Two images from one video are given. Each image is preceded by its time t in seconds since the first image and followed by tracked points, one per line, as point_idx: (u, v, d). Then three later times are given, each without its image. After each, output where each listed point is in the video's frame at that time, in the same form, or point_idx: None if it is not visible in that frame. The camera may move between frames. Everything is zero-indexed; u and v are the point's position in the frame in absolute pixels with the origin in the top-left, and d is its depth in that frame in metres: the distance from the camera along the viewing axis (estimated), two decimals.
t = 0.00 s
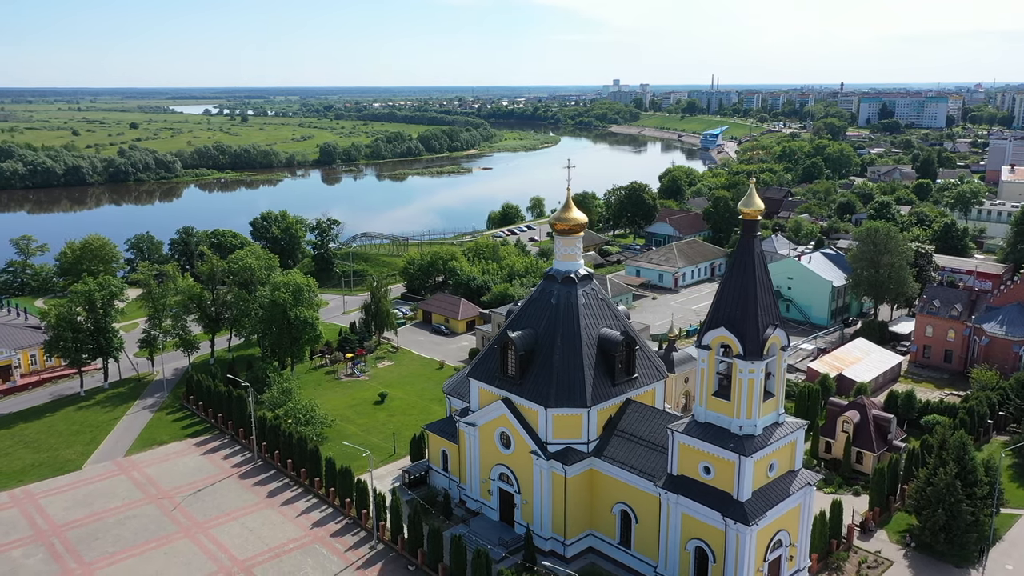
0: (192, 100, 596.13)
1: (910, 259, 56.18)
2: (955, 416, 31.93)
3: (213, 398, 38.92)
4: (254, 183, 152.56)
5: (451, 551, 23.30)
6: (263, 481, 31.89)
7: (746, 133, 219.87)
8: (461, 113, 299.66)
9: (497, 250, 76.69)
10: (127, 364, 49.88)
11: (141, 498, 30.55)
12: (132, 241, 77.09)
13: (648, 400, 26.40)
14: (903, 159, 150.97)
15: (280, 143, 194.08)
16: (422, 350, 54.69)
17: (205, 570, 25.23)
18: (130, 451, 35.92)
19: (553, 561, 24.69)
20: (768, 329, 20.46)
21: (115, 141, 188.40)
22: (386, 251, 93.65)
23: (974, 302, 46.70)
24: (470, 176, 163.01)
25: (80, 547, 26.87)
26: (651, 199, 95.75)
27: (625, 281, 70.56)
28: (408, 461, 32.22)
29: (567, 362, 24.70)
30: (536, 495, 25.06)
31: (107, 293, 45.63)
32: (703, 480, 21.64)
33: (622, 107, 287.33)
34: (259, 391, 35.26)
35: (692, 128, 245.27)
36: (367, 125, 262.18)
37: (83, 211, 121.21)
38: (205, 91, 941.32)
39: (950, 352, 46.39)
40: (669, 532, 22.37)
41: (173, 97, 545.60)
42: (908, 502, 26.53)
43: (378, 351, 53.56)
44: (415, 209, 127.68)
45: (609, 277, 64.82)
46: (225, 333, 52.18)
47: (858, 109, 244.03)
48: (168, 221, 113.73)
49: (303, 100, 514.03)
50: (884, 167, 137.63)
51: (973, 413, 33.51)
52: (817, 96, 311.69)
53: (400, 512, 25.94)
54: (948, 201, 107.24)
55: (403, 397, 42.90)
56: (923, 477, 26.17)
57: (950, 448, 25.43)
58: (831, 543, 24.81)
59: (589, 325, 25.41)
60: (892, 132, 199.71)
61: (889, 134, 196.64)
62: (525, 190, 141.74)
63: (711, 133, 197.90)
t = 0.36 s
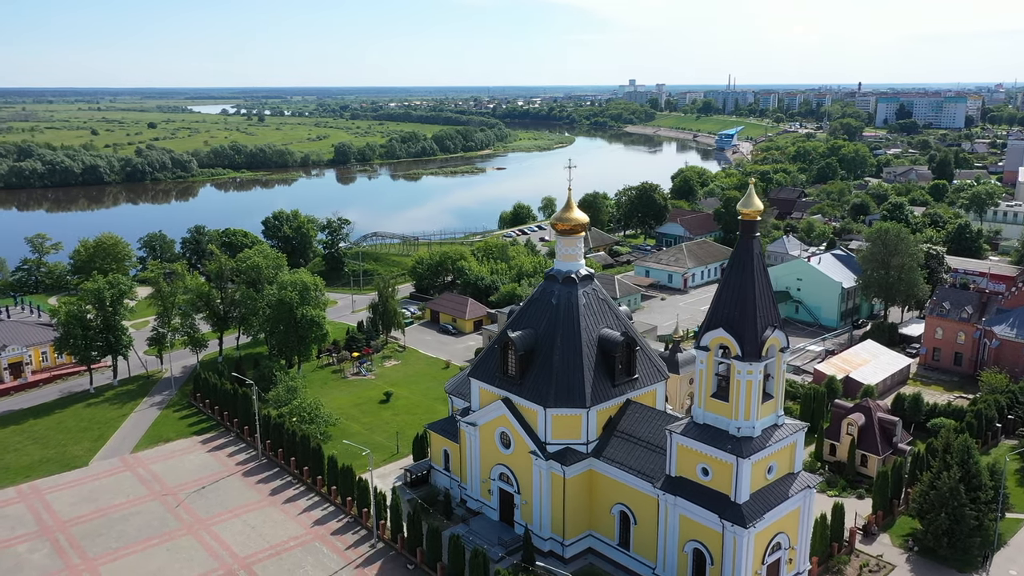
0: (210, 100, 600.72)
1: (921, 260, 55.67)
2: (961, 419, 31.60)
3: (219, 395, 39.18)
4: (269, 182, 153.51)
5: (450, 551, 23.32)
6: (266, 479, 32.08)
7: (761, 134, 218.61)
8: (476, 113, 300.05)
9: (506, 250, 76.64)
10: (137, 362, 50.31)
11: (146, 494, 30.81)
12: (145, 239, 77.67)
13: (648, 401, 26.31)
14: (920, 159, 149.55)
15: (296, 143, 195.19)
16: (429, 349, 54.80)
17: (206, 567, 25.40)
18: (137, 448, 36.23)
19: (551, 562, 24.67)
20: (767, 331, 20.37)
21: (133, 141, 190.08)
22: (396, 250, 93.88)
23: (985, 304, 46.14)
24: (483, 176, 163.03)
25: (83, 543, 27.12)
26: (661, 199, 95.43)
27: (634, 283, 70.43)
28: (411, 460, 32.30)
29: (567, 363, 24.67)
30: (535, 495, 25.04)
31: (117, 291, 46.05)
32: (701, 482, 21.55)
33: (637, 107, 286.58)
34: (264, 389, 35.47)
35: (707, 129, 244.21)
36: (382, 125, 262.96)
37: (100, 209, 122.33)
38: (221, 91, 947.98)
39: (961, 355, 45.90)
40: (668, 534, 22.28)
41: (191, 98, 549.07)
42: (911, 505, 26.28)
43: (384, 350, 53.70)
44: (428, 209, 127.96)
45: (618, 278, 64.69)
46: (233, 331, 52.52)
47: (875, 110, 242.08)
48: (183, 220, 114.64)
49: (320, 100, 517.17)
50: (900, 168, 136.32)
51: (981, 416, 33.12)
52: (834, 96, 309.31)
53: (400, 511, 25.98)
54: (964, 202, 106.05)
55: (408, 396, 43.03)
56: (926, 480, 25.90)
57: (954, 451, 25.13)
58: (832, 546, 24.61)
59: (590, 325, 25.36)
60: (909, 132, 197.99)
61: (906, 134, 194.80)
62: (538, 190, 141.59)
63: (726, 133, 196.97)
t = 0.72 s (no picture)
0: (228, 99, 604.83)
1: (933, 261, 55.13)
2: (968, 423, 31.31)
3: (225, 393, 39.42)
4: (284, 182, 154.35)
5: (448, 550, 23.35)
6: (270, 476, 32.25)
7: (777, 134, 217.30)
8: (492, 113, 300.24)
9: (515, 250, 76.54)
10: (146, 359, 50.75)
11: (151, 491, 31.07)
12: (158, 238, 78.23)
13: (649, 402, 26.22)
14: (938, 159, 147.94)
15: (312, 143, 196.13)
16: (436, 348, 54.85)
17: (208, 564, 25.59)
18: (143, 445, 36.54)
19: (550, 562, 24.66)
20: (765, 332, 20.23)
21: (151, 140, 191.55)
22: (406, 250, 93.99)
23: (997, 306, 45.66)
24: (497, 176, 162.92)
25: (88, 538, 27.40)
26: (672, 199, 94.96)
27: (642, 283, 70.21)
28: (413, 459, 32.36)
29: (567, 363, 24.65)
30: (534, 495, 25.02)
31: (126, 289, 46.47)
32: (700, 484, 21.47)
33: (653, 107, 285.70)
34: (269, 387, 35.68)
35: (723, 129, 243.02)
36: (397, 125, 263.67)
37: (118, 208, 123.41)
38: (238, 91, 954.17)
39: (971, 358, 45.43)
40: (666, 535, 22.22)
41: (210, 98, 552.58)
42: (914, 509, 26.07)
43: (391, 349, 53.82)
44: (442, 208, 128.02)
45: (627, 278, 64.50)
46: (242, 330, 52.86)
47: (893, 110, 239.93)
48: (199, 219, 115.43)
49: (338, 99, 519.26)
50: (917, 169, 134.96)
51: (989, 420, 32.78)
52: (851, 96, 306.87)
53: (400, 510, 26.04)
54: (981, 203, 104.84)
55: (413, 395, 43.12)
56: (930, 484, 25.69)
57: (959, 454, 24.92)
58: (833, 549, 24.44)
59: (591, 325, 25.29)
60: (927, 133, 196.02)
61: (925, 135, 192.88)
62: (551, 190, 141.35)
63: (742, 134, 196.20)
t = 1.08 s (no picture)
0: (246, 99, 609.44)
1: (944, 263, 54.55)
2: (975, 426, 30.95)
3: (232, 391, 39.67)
4: (299, 181, 155.07)
5: (446, 550, 23.37)
6: (274, 475, 32.41)
7: (794, 134, 215.86)
8: (508, 113, 300.48)
9: (525, 250, 76.50)
10: (156, 357, 51.16)
11: (156, 487, 31.32)
12: (171, 237, 78.78)
13: (649, 403, 26.12)
14: (957, 160, 146.29)
15: (328, 143, 197.08)
16: (444, 348, 54.91)
17: (210, 561, 25.75)
18: (150, 442, 36.85)
19: (549, 563, 24.58)
20: (763, 334, 20.11)
21: (169, 139, 193.08)
22: (417, 249, 94.09)
23: (1009, 309, 45.10)
24: (510, 176, 162.83)
25: (92, 534, 27.65)
26: (684, 200, 94.39)
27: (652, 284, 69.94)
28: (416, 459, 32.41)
29: (567, 363, 24.62)
30: (534, 495, 25.00)
31: (136, 287, 46.85)
32: (698, 485, 21.39)
33: (669, 107, 284.71)
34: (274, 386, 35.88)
35: (739, 129, 241.83)
36: (412, 125, 264.37)
37: (135, 207, 124.60)
38: (255, 91, 960.36)
39: (982, 361, 44.90)
40: (664, 537, 22.13)
41: (227, 98, 554.26)
42: (918, 513, 25.81)
43: (399, 349, 53.91)
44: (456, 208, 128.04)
45: (636, 279, 64.30)
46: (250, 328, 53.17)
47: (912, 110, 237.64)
48: (215, 218, 116.23)
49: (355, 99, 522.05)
50: (934, 170, 133.58)
51: (997, 424, 32.37)
52: (870, 96, 304.17)
53: (400, 509, 26.09)
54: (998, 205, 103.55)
55: (418, 394, 43.21)
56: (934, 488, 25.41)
57: (963, 458, 24.66)
58: (835, 553, 24.26)
59: (591, 326, 25.25)
60: (946, 133, 194.01)
61: (944, 135, 190.86)
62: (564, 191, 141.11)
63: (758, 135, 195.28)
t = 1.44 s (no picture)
0: (263, 99, 613.29)
1: (955, 265, 54.05)
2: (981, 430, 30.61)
3: (238, 389, 39.94)
4: (314, 181, 155.78)
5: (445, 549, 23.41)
6: (277, 472, 32.59)
7: (811, 134, 214.23)
8: (523, 113, 300.49)
9: (534, 250, 76.42)
10: (166, 355, 51.58)
11: (161, 484, 31.60)
12: (183, 236, 79.37)
13: (650, 404, 26.06)
14: (976, 161, 144.55)
15: (343, 143, 197.86)
16: (451, 348, 55.01)
17: (211, 558, 25.91)
18: (157, 439, 37.13)
19: (548, 564, 24.55)
20: (763, 335, 19.99)
21: (186, 139, 194.49)
22: (427, 249, 94.14)
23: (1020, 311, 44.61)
24: (524, 176, 162.71)
25: (97, 530, 27.94)
26: (695, 201, 93.85)
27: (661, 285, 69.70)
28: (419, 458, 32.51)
29: (567, 363, 24.61)
30: (534, 495, 24.99)
31: (146, 285, 47.25)
32: (696, 488, 21.30)
33: (685, 107, 283.49)
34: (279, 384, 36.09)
35: (755, 129, 240.41)
36: (427, 125, 264.73)
37: (153, 206, 125.77)
38: (271, 91, 966.00)
39: (993, 364, 44.44)
40: (662, 538, 22.04)
41: (245, 98, 557.54)
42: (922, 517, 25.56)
43: (406, 347, 54.03)
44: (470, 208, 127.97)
45: (645, 280, 64.14)
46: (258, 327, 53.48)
47: (932, 109, 235.16)
48: (230, 218, 116.95)
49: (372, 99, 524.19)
50: (951, 170, 132.16)
51: (1005, 428, 32.00)
52: (889, 96, 301.22)
53: (400, 508, 26.17)
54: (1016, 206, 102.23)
55: (424, 393, 43.32)
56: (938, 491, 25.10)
57: (968, 462, 24.37)
58: (836, 556, 24.10)
59: (592, 326, 25.22)
60: (965, 134, 191.81)
61: (963, 135, 188.77)
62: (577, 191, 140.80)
63: (774, 135, 194.24)
